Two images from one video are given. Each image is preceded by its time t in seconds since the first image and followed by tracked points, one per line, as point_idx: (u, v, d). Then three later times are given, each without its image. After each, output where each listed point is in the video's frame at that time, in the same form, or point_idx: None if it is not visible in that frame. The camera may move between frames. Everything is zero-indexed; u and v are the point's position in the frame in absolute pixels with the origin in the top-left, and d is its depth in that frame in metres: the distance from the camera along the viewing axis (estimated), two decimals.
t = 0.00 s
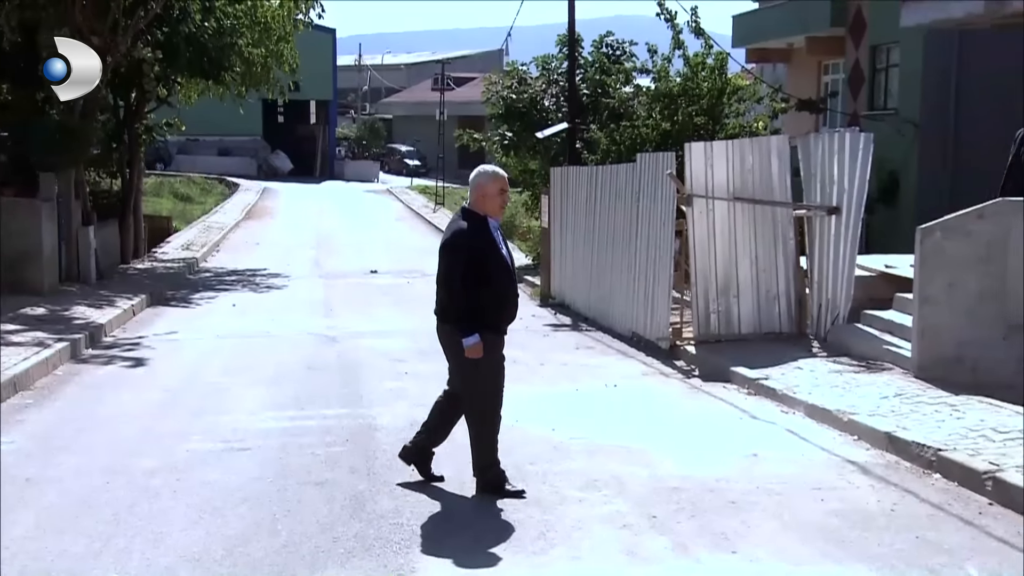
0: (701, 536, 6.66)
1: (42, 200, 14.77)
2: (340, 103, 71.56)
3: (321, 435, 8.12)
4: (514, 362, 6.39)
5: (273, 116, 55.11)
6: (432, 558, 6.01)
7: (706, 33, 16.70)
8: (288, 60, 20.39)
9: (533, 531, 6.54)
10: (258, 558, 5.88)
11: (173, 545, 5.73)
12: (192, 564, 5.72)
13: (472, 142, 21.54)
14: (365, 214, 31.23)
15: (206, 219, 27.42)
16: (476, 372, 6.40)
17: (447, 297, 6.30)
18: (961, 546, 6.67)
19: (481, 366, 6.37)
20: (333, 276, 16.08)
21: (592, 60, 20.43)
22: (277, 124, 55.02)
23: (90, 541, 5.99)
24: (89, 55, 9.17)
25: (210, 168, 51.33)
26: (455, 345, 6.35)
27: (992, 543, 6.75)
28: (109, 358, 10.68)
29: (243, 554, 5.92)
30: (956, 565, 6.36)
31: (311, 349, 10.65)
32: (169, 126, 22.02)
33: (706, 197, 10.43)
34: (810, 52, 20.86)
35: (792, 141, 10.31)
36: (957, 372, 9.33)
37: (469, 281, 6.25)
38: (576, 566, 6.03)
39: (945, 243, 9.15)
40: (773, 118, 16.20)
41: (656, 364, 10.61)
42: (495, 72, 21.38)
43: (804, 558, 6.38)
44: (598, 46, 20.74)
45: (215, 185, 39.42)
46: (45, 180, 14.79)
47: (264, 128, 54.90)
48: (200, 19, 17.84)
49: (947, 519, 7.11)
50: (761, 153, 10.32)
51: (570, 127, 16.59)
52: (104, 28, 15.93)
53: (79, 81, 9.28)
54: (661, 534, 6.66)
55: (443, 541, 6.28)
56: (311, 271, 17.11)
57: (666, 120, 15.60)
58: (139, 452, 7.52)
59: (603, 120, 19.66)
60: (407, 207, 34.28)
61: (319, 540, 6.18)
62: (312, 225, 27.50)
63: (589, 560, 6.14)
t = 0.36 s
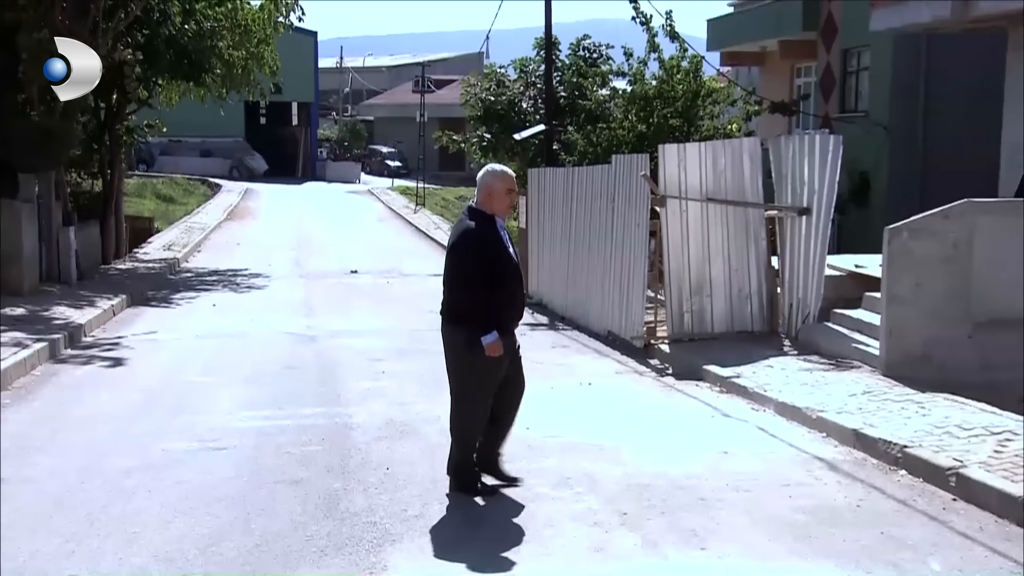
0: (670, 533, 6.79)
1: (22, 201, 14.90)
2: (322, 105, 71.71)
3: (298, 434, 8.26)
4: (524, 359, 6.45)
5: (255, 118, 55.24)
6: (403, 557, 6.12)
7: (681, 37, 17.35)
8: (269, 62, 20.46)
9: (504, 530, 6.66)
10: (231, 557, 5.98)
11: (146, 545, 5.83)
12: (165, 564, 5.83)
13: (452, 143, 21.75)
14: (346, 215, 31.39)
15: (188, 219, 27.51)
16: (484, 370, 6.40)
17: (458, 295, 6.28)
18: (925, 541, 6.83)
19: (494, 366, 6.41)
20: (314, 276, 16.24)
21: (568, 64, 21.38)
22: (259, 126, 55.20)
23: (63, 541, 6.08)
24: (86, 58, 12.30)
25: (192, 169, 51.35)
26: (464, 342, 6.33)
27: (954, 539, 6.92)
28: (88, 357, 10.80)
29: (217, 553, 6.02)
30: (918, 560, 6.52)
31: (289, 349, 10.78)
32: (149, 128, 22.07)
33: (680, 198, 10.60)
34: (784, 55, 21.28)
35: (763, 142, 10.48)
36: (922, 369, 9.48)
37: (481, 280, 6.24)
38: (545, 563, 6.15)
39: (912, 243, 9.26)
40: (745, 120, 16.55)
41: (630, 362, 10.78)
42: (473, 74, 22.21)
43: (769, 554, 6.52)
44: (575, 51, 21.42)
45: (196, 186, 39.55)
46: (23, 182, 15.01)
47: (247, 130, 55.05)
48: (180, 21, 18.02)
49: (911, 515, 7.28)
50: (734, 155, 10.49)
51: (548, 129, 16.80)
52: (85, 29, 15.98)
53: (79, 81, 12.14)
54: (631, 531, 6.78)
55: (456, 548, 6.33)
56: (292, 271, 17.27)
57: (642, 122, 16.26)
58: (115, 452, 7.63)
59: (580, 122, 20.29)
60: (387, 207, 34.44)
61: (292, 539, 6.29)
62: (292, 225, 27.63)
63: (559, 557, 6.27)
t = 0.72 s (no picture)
0: (640, 527, 6.89)
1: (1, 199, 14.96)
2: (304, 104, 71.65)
3: (273, 431, 8.38)
4: (528, 363, 6.79)
5: (237, 118, 55.22)
6: (374, 554, 6.20)
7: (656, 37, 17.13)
8: (249, 61, 20.63)
9: (477, 526, 6.74)
10: (202, 555, 6.06)
11: (117, 543, 5.92)
12: (136, 562, 5.92)
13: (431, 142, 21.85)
14: (327, 213, 31.45)
15: (170, 218, 27.58)
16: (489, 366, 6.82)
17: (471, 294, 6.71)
18: (888, 535, 6.97)
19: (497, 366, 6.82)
20: (294, 273, 16.36)
21: (546, 63, 20.59)
22: (241, 125, 55.17)
23: (35, 539, 6.15)
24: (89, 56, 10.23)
25: (174, 168, 51.21)
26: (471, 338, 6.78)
27: (919, 533, 7.05)
28: (66, 354, 10.91)
29: (188, 550, 6.11)
30: (881, 554, 6.64)
31: (267, 347, 10.90)
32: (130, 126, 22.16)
33: (654, 197, 10.73)
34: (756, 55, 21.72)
35: (736, 142, 10.63)
36: (891, 366, 9.65)
37: (491, 281, 6.65)
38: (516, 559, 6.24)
39: (880, 242, 9.40)
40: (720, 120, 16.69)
41: (605, 358, 10.94)
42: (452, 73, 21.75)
43: (737, 548, 6.63)
44: (552, 50, 20.85)
45: (179, 184, 39.54)
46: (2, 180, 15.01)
47: (230, 130, 55.05)
48: (160, 21, 18.09)
49: (876, 509, 7.43)
50: (707, 154, 10.65)
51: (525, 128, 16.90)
52: (64, 28, 16.08)
53: (76, 83, 9.95)
54: (601, 526, 6.87)
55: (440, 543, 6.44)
56: (272, 268, 17.36)
57: (618, 121, 16.05)
58: (90, 449, 7.72)
59: (557, 122, 19.93)
60: (369, 206, 34.51)
61: (264, 537, 6.38)
62: (273, 224, 27.70)
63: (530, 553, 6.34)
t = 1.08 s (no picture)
0: (608, 514, 6.98)
1: None
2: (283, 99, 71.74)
3: (246, 423, 8.54)
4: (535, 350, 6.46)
5: (216, 113, 55.28)
6: (345, 543, 6.28)
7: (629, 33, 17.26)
8: (227, 57, 20.84)
9: (447, 515, 6.85)
10: (173, 545, 6.14)
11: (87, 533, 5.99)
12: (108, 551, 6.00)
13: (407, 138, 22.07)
14: (305, 208, 31.63)
15: (149, 212, 27.71)
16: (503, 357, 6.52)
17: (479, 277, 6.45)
18: (849, 521, 7.13)
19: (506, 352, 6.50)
20: (272, 266, 16.54)
21: (520, 60, 20.82)
22: (221, 120, 55.23)
23: (8, 530, 6.23)
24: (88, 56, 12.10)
25: (153, 163, 51.21)
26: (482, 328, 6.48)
27: (879, 519, 7.22)
28: (44, 346, 11.06)
29: (159, 540, 6.19)
30: (842, 540, 6.77)
31: (243, 339, 11.07)
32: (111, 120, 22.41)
33: (624, 191, 10.93)
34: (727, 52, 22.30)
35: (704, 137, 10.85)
36: (854, 356, 9.82)
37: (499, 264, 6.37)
38: (484, 548, 6.33)
39: (844, 235, 9.58)
40: (690, 115, 16.93)
41: (577, 350, 11.16)
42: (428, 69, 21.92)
43: (703, 534, 6.75)
44: (526, 47, 21.04)
45: (158, 178, 39.64)
46: None
47: (209, 125, 55.12)
48: (138, 17, 18.06)
49: (838, 497, 7.60)
50: (675, 149, 10.87)
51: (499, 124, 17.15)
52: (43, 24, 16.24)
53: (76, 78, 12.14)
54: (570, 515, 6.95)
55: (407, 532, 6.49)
56: (250, 262, 17.53)
57: (591, 117, 16.35)
58: (65, 440, 7.84)
59: (530, 118, 20.13)
60: (347, 200, 34.72)
61: (235, 526, 6.46)
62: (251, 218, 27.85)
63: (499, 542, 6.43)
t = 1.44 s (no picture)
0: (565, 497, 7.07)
1: None
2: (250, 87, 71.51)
3: (207, 409, 8.66)
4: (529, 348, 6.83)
5: (182, 100, 55.01)
6: (302, 527, 6.37)
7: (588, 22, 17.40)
8: (191, 44, 20.86)
9: (404, 499, 6.96)
10: (129, 532, 6.21)
11: (42, 521, 6.04)
12: (64, 537, 6.06)
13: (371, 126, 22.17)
14: (269, 194, 31.67)
15: (114, 199, 27.66)
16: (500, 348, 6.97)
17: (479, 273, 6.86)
18: (796, 502, 7.30)
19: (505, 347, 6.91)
20: (237, 253, 16.63)
21: (483, 49, 21.01)
22: (187, 108, 54.98)
23: None
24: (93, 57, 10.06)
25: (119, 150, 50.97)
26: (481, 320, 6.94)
27: (826, 499, 7.41)
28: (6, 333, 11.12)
29: (116, 527, 6.26)
30: (789, 520, 6.94)
31: (206, 325, 11.19)
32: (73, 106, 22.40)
33: (583, 178, 11.09)
34: (686, 44, 22.68)
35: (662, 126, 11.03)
36: (804, 341, 9.98)
37: (499, 263, 6.76)
38: (439, 531, 6.43)
39: (795, 222, 9.73)
40: (650, 105, 17.12)
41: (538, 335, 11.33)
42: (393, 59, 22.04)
43: (657, 514, 6.87)
44: (489, 36, 21.28)
45: (124, 165, 39.48)
46: None
47: (176, 112, 54.87)
48: (100, 4, 18.31)
49: (787, 478, 7.77)
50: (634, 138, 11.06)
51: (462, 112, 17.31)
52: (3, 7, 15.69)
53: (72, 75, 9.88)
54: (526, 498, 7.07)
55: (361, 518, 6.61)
56: (215, 248, 17.62)
57: (552, 105, 16.62)
58: (25, 427, 7.91)
59: (494, 106, 20.36)
60: (313, 187, 34.78)
61: (192, 513, 6.55)
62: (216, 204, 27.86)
63: (456, 526, 6.53)
